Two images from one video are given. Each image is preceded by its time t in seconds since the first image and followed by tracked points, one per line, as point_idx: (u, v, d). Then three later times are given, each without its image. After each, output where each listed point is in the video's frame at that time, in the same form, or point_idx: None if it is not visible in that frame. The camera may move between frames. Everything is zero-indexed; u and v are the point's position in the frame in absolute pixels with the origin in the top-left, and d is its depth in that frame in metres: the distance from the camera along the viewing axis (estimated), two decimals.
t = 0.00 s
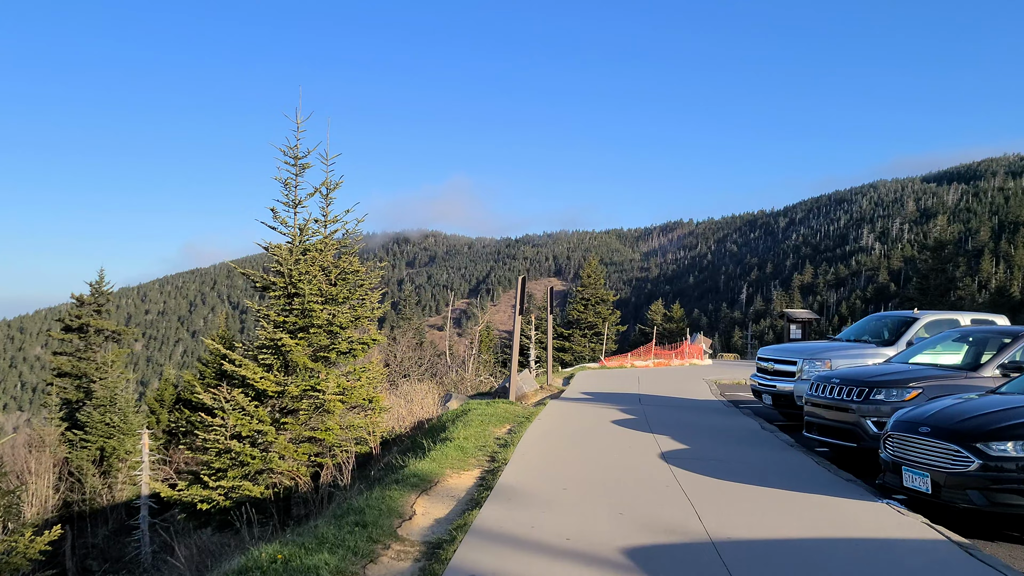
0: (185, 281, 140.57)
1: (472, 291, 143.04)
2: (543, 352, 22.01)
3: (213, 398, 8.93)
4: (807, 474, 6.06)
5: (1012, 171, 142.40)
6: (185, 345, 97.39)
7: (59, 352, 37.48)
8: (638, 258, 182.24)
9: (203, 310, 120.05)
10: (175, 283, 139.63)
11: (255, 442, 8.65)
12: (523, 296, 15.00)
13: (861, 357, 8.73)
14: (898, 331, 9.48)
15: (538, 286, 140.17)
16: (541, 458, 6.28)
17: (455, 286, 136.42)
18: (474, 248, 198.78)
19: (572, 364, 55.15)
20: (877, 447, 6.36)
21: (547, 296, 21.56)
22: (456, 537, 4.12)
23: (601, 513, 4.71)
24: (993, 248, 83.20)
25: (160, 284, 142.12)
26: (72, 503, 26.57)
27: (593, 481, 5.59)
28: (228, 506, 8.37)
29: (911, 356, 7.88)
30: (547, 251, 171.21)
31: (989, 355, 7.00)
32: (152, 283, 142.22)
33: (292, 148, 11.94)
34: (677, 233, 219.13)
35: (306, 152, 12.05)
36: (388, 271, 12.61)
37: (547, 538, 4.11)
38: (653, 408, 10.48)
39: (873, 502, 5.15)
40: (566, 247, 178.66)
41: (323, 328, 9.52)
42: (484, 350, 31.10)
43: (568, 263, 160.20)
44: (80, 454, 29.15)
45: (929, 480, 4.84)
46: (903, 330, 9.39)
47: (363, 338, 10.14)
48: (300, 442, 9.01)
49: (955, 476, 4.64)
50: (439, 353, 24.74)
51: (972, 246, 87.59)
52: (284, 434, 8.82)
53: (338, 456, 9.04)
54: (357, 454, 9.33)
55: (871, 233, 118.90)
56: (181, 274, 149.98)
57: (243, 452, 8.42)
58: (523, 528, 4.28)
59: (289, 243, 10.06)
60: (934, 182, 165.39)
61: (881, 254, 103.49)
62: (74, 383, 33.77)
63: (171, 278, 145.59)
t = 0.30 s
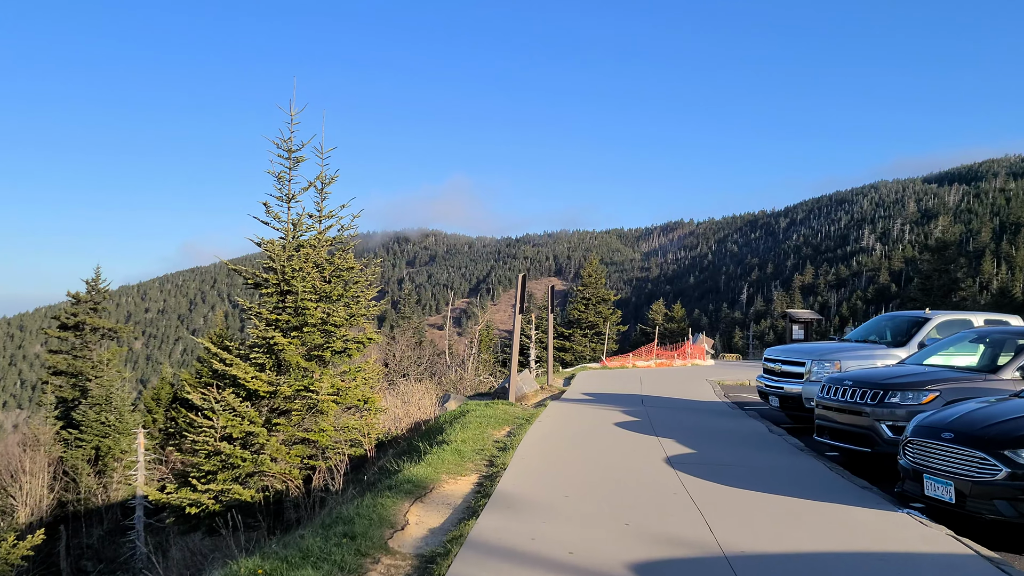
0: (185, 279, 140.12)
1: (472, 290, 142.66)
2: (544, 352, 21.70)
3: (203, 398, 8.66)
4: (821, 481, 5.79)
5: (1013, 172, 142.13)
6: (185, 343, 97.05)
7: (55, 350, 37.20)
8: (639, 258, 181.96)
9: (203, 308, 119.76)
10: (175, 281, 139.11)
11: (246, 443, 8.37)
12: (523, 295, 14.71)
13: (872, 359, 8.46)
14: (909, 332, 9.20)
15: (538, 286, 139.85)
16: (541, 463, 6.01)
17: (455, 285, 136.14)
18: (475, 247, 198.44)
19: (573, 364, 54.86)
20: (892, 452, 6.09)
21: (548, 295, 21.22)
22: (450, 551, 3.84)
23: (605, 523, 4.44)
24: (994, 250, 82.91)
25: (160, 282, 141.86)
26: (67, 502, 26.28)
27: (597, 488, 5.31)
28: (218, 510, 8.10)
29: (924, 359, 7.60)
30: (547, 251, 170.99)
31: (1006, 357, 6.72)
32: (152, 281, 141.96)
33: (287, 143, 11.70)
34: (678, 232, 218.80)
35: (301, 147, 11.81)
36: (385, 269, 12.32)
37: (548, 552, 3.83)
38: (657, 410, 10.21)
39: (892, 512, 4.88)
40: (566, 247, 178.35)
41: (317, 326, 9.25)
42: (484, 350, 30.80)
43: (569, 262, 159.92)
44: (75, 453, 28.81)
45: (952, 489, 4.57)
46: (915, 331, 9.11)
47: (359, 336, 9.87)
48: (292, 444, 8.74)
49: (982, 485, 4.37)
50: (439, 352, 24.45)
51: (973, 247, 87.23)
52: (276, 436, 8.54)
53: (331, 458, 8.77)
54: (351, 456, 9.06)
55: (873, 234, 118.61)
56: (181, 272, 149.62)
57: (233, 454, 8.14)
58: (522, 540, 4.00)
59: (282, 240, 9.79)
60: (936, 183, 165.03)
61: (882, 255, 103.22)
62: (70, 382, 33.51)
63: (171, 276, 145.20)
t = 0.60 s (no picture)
0: (186, 279, 139.82)
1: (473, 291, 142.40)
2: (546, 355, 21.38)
3: (194, 404, 8.37)
4: (840, 496, 5.52)
5: (1015, 174, 141.72)
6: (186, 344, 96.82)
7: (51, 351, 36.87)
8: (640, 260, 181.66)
9: (204, 309, 119.59)
10: (176, 281, 138.88)
11: (240, 451, 8.10)
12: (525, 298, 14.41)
13: (885, 365, 8.19)
14: (923, 337, 8.94)
15: (539, 288, 139.60)
16: (545, 476, 5.73)
17: (456, 286, 135.93)
18: (476, 249, 198.23)
19: (574, 366, 54.57)
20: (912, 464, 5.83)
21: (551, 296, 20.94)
22: None
23: (612, 544, 4.17)
24: (996, 252, 82.57)
25: (161, 282, 141.76)
26: (63, 505, 26.05)
27: (605, 503, 5.05)
28: (209, 519, 7.83)
29: (941, 366, 7.33)
30: (549, 252, 170.84)
31: None
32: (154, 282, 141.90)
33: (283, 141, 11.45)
34: (679, 234, 218.52)
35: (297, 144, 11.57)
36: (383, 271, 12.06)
37: None
38: (662, 416, 9.94)
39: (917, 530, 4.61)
40: (567, 248, 178.16)
41: (313, 330, 8.98)
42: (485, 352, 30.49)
43: (570, 264, 159.67)
44: (71, 456, 28.54)
45: (983, 507, 4.30)
46: (929, 336, 8.83)
47: (356, 340, 9.61)
48: (286, 452, 8.47)
49: (1014, 503, 4.10)
50: (440, 355, 24.14)
51: (976, 249, 86.80)
52: (270, 443, 8.27)
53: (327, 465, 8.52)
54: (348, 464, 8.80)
55: (875, 236, 118.21)
56: (182, 273, 149.51)
57: (225, 462, 7.86)
58: (526, 564, 3.73)
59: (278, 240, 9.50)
60: (937, 185, 164.62)
61: (884, 257, 102.86)
62: (67, 383, 33.22)
63: (172, 277, 145.05)
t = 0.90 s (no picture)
0: (187, 277, 139.67)
1: (474, 290, 142.15)
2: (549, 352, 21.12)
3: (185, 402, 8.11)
4: (858, 499, 5.26)
5: (1018, 173, 141.06)
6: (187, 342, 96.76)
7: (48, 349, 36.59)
8: (642, 258, 181.28)
9: (206, 306, 119.52)
10: (178, 279, 138.75)
11: (231, 451, 7.84)
12: (527, 296, 14.09)
13: (899, 363, 7.92)
14: (936, 335, 8.67)
15: (541, 286, 139.35)
16: (547, 478, 5.47)
17: (457, 284, 135.72)
18: (477, 247, 197.97)
19: (577, 365, 54.35)
20: (932, 466, 5.57)
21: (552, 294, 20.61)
22: None
23: (619, 551, 3.91)
24: (999, 251, 82.16)
25: (164, 280, 141.94)
26: (60, 504, 25.88)
27: (612, 507, 4.79)
28: (198, 522, 7.56)
29: (958, 363, 7.06)
30: (550, 251, 170.67)
31: None
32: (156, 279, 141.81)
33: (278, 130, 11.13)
34: (681, 233, 217.75)
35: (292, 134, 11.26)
36: (380, 265, 11.77)
37: None
38: (667, 416, 9.66)
39: (944, 539, 4.35)
40: (568, 247, 177.89)
41: (308, 326, 8.71)
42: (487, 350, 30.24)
43: (571, 263, 159.47)
44: (69, 454, 28.34)
45: (1014, 513, 4.04)
46: (943, 334, 8.56)
47: (353, 337, 9.35)
48: (280, 452, 8.22)
49: None
50: (440, 352, 23.87)
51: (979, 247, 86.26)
52: (264, 442, 8.01)
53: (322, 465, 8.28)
54: (342, 465, 8.57)
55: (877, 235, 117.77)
56: (184, 271, 149.51)
57: (216, 462, 7.59)
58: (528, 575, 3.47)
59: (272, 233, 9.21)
60: (940, 184, 164.01)
61: (887, 256, 102.42)
62: (64, 381, 32.98)
63: (174, 274, 145.07)
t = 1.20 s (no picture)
0: (190, 277, 139.61)
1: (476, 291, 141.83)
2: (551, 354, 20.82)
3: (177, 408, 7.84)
4: (878, 516, 4.98)
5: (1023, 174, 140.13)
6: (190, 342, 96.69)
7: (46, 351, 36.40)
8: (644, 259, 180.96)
9: (209, 306, 119.53)
10: (181, 279, 138.69)
11: (222, 459, 7.58)
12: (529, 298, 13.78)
13: (913, 370, 7.63)
14: (952, 340, 8.37)
15: (543, 287, 139.00)
16: (551, 492, 5.19)
17: (460, 285, 135.48)
18: (480, 248, 197.82)
19: (579, 366, 54.03)
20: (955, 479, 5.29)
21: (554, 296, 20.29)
22: None
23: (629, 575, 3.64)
24: (1005, 253, 81.45)
25: (167, 280, 142.09)
26: (58, 506, 25.70)
27: (620, 525, 4.52)
28: (188, 533, 7.30)
29: (977, 371, 6.77)
30: (552, 252, 170.39)
31: None
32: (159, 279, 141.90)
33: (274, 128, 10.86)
34: (684, 234, 216.99)
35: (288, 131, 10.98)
36: (379, 267, 11.51)
37: None
38: (674, 422, 9.37)
39: (972, 561, 4.09)
40: (571, 248, 177.50)
41: (304, 329, 8.44)
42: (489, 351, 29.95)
43: (574, 264, 159.13)
44: (66, 456, 28.17)
45: None
46: (960, 339, 8.26)
47: (350, 341, 9.08)
48: (274, 460, 7.96)
49: None
50: (442, 353, 23.58)
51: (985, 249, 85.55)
52: (257, 450, 7.74)
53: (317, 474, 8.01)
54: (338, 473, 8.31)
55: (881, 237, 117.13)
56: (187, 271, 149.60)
57: (207, 471, 7.31)
58: None
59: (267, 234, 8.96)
60: (944, 186, 163.12)
61: (891, 258, 101.82)
62: (63, 383, 32.80)
63: (177, 274, 145.15)
